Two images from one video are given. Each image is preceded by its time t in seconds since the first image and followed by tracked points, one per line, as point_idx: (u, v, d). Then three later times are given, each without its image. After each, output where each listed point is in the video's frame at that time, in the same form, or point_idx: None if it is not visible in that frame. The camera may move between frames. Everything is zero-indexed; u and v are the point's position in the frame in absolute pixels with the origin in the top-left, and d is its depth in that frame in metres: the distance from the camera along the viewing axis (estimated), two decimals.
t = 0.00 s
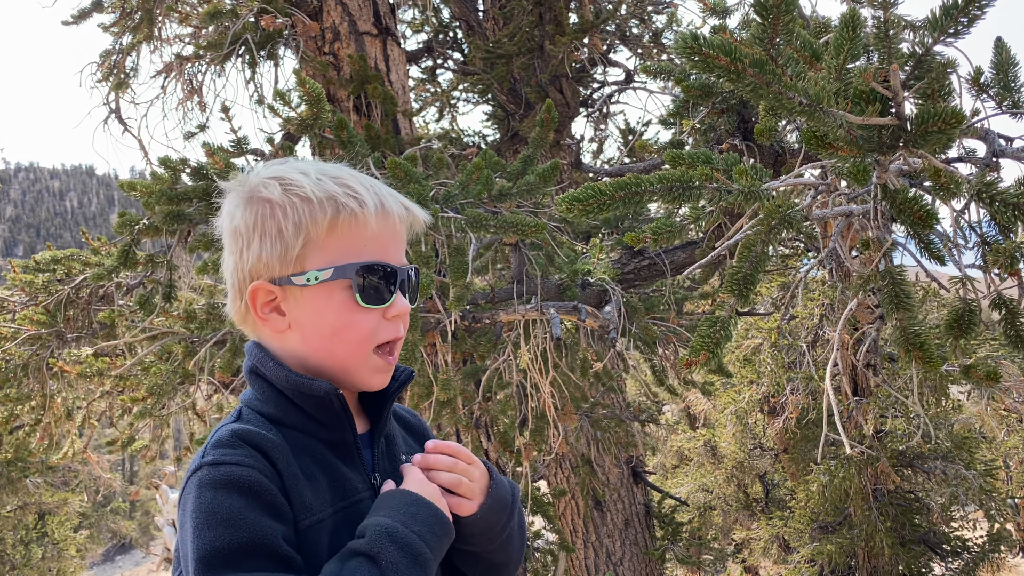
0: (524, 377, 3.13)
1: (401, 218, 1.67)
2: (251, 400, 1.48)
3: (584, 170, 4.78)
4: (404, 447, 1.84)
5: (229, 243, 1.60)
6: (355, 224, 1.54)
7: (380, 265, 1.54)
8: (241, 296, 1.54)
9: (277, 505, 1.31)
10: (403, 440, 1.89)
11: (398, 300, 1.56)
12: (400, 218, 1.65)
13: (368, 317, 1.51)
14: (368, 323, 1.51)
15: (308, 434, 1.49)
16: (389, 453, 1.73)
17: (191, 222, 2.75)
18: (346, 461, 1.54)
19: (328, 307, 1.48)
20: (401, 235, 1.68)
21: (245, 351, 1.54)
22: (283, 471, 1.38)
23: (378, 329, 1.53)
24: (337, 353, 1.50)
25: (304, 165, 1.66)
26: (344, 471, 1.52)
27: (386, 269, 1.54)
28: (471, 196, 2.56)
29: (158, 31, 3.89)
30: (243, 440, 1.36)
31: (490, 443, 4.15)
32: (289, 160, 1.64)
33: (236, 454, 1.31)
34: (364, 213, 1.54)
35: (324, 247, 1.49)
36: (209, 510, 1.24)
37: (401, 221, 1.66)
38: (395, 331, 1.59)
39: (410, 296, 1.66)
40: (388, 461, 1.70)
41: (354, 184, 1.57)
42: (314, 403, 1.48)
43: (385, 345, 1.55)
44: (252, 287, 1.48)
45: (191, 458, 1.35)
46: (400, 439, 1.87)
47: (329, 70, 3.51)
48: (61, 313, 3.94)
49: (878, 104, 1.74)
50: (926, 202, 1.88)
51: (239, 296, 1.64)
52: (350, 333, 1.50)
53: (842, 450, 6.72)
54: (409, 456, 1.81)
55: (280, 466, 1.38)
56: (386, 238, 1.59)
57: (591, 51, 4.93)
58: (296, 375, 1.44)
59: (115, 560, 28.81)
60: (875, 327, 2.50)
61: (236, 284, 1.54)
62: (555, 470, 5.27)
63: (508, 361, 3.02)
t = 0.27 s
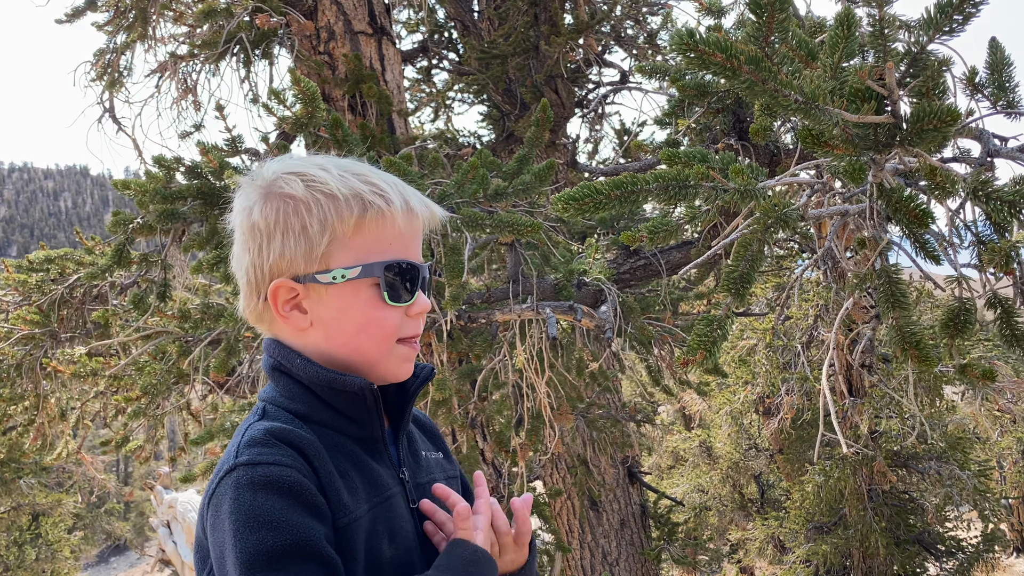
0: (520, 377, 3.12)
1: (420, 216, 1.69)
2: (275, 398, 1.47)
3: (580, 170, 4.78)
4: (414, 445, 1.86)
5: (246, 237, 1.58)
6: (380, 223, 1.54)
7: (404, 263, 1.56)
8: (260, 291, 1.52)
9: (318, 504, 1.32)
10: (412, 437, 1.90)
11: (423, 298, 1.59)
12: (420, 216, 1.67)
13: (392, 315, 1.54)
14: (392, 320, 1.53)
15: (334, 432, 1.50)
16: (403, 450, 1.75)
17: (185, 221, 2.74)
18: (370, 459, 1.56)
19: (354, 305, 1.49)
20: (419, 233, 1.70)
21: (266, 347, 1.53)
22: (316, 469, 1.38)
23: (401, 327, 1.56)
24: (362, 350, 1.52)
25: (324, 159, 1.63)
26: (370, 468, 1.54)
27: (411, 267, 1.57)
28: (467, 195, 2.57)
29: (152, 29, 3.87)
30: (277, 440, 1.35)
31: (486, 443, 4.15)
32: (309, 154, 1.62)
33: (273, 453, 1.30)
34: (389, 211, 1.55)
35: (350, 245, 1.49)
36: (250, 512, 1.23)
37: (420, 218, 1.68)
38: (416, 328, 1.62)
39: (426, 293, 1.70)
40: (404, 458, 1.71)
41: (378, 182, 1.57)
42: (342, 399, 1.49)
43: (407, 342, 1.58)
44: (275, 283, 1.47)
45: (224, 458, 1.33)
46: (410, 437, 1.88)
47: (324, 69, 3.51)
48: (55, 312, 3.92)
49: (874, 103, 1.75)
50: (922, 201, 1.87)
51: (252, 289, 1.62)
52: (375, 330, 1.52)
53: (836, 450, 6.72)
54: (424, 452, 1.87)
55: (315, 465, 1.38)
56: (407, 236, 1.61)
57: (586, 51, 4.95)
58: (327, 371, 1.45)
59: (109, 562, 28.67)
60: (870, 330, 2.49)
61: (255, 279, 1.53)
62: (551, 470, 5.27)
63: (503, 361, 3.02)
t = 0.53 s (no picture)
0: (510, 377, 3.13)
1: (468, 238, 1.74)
2: (301, 396, 1.54)
3: (572, 171, 4.78)
4: (436, 447, 1.93)
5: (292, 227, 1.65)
6: (422, 240, 1.60)
7: (440, 285, 1.61)
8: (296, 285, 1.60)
9: (332, 511, 1.39)
10: (435, 438, 1.97)
11: (454, 321, 1.65)
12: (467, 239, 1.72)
13: (421, 333, 1.60)
14: (419, 340, 1.59)
15: (355, 437, 1.57)
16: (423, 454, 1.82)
17: (175, 220, 2.74)
18: (387, 464, 1.62)
19: (386, 318, 1.55)
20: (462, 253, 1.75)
21: (294, 343, 1.60)
22: (334, 474, 1.45)
23: (428, 346, 1.62)
24: (386, 361, 1.58)
25: (383, 163, 1.70)
26: (385, 474, 1.60)
27: (446, 291, 1.62)
28: (457, 196, 2.57)
29: (143, 29, 3.87)
30: (298, 443, 1.42)
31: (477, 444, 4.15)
32: (371, 161, 1.68)
33: (294, 456, 1.37)
34: (434, 230, 1.60)
35: (388, 258, 1.55)
36: (266, 513, 1.31)
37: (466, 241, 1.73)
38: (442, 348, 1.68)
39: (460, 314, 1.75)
40: (422, 463, 1.78)
41: (430, 199, 1.62)
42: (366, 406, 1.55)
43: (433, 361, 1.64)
44: (313, 283, 1.54)
45: (245, 452, 1.41)
46: (432, 440, 1.95)
47: (315, 68, 3.50)
48: (45, 312, 3.90)
49: (862, 105, 1.76)
50: (909, 203, 1.91)
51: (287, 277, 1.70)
52: (403, 346, 1.58)
53: (827, 451, 6.74)
54: (442, 458, 1.92)
55: (333, 470, 1.45)
56: (448, 257, 1.66)
57: (578, 52, 4.96)
58: (355, 378, 1.51)
59: (102, 562, 28.56)
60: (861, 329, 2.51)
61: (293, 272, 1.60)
62: (542, 471, 5.28)
63: (494, 362, 3.02)
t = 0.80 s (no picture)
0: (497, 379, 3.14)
1: (493, 245, 1.67)
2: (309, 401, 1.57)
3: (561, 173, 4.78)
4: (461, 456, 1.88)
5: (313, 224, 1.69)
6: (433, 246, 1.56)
7: (453, 297, 1.56)
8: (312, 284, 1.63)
9: (321, 528, 1.41)
10: (462, 444, 1.92)
11: (468, 335, 1.58)
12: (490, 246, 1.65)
13: (431, 346, 1.56)
14: (428, 353, 1.55)
15: (359, 447, 1.57)
16: (442, 464, 1.78)
17: (160, 220, 2.73)
18: (394, 477, 1.61)
19: (391, 327, 1.53)
20: (488, 263, 1.68)
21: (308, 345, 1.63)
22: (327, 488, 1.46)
23: (441, 361, 1.58)
24: (395, 372, 1.56)
25: (406, 159, 1.70)
26: (391, 488, 1.59)
27: (460, 303, 1.57)
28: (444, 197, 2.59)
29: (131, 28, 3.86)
30: (293, 454, 1.45)
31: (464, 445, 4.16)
32: (392, 160, 1.68)
33: (286, 469, 1.40)
34: (446, 236, 1.55)
35: (396, 265, 1.53)
36: (253, 525, 1.35)
37: (490, 248, 1.66)
38: (460, 364, 1.63)
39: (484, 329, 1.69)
40: (439, 475, 1.74)
41: (443, 201, 1.58)
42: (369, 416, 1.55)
43: (446, 376, 1.60)
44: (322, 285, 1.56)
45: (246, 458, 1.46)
46: (457, 448, 1.91)
47: (302, 68, 3.50)
48: (29, 312, 3.88)
49: (842, 109, 1.82)
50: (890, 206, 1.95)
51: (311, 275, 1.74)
52: (412, 360, 1.55)
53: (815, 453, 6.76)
54: (468, 469, 1.87)
55: (326, 484, 1.46)
56: (465, 266, 1.60)
57: (568, 54, 4.97)
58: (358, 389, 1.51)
59: (91, 563, 28.40)
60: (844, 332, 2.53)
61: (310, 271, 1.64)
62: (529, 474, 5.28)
63: (481, 363, 3.03)
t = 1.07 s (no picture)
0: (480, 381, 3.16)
1: (443, 210, 1.56)
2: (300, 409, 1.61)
3: (547, 177, 4.79)
4: (484, 464, 1.80)
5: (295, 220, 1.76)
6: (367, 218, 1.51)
7: (397, 273, 1.49)
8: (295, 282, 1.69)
9: (294, 537, 1.43)
10: (485, 450, 1.84)
11: (428, 315, 1.50)
12: (437, 211, 1.54)
13: (386, 332, 1.51)
14: (388, 338, 1.51)
15: (345, 457, 1.57)
16: (453, 473, 1.72)
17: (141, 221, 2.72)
18: (385, 487, 1.58)
19: (347, 312, 1.52)
20: (446, 231, 1.57)
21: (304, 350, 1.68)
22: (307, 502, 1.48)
23: (400, 346, 1.52)
24: (358, 362, 1.54)
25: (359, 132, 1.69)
26: (384, 501, 1.57)
27: (406, 279, 1.49)
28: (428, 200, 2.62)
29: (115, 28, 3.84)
30: (272, 468, 1.49)
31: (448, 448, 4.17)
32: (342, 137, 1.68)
33: (258, 483, 1.43)
34: (375, 203, 1.49)
35: (337, 243, 1.51)
36: (228, 535, 1.40)
37: (439, 213, 1.55)
38: (428, 349, 1.54)
39: (459, 312, 1.58)
40: (448, 484, 1.68)
41: (377, 168, 1.54)
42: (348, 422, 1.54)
43: (408, 364, 1.53)
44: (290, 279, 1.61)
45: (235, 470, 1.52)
46: (481, 454, 1.83)
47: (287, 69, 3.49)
48: (8, 312, 3.86)
49: (823, 115, 1.83)
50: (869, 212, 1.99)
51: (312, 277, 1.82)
52: (367, 346, 1.52)
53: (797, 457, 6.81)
54: (490, 478, 1.78)
55: (304, 497, 1.47)
56: (408, 236, 1.52)
57: (555, 59, 5.00)
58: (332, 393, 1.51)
59: (74, 566, 28.11)
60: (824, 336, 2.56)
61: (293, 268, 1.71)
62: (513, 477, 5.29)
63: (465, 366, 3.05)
